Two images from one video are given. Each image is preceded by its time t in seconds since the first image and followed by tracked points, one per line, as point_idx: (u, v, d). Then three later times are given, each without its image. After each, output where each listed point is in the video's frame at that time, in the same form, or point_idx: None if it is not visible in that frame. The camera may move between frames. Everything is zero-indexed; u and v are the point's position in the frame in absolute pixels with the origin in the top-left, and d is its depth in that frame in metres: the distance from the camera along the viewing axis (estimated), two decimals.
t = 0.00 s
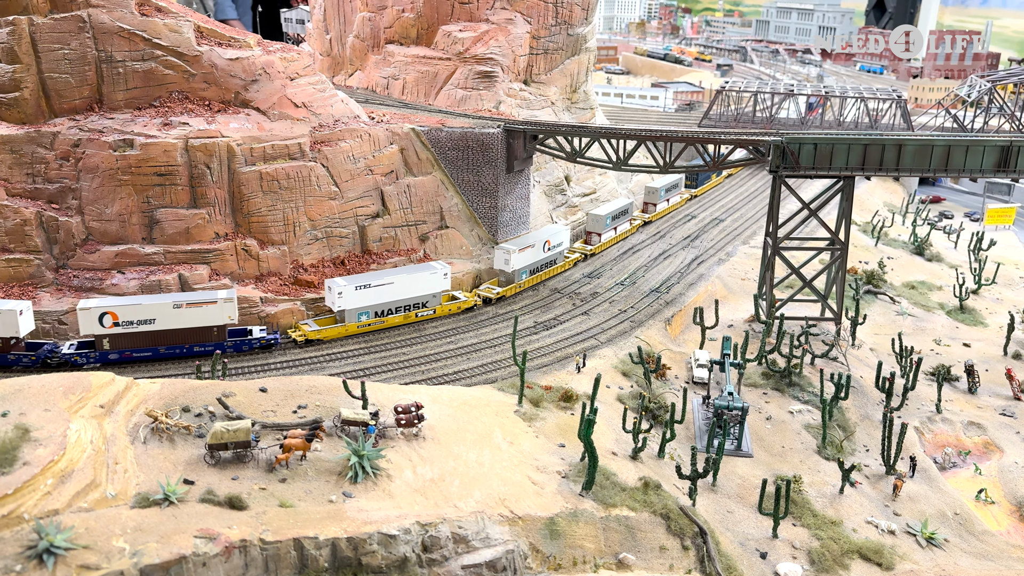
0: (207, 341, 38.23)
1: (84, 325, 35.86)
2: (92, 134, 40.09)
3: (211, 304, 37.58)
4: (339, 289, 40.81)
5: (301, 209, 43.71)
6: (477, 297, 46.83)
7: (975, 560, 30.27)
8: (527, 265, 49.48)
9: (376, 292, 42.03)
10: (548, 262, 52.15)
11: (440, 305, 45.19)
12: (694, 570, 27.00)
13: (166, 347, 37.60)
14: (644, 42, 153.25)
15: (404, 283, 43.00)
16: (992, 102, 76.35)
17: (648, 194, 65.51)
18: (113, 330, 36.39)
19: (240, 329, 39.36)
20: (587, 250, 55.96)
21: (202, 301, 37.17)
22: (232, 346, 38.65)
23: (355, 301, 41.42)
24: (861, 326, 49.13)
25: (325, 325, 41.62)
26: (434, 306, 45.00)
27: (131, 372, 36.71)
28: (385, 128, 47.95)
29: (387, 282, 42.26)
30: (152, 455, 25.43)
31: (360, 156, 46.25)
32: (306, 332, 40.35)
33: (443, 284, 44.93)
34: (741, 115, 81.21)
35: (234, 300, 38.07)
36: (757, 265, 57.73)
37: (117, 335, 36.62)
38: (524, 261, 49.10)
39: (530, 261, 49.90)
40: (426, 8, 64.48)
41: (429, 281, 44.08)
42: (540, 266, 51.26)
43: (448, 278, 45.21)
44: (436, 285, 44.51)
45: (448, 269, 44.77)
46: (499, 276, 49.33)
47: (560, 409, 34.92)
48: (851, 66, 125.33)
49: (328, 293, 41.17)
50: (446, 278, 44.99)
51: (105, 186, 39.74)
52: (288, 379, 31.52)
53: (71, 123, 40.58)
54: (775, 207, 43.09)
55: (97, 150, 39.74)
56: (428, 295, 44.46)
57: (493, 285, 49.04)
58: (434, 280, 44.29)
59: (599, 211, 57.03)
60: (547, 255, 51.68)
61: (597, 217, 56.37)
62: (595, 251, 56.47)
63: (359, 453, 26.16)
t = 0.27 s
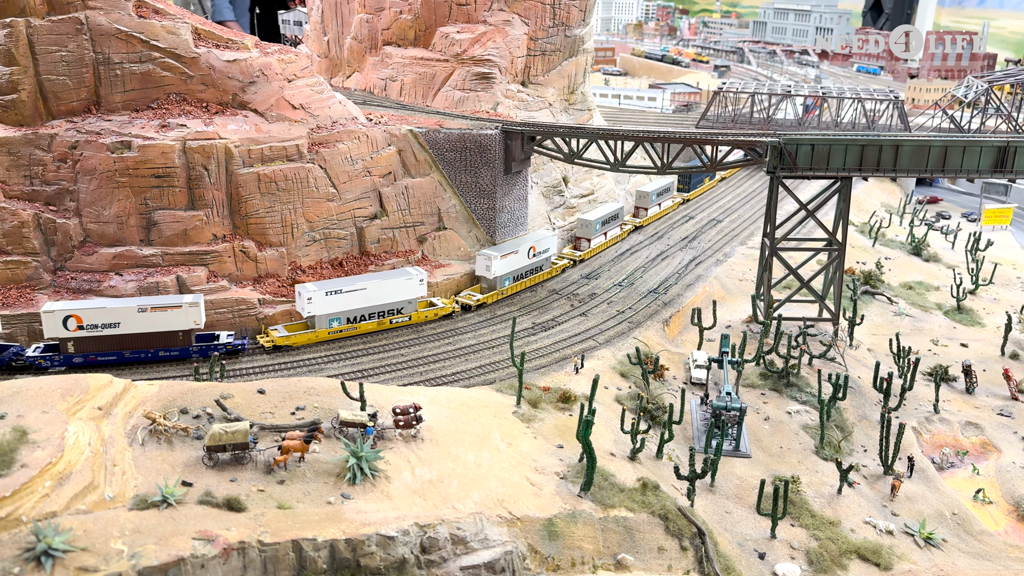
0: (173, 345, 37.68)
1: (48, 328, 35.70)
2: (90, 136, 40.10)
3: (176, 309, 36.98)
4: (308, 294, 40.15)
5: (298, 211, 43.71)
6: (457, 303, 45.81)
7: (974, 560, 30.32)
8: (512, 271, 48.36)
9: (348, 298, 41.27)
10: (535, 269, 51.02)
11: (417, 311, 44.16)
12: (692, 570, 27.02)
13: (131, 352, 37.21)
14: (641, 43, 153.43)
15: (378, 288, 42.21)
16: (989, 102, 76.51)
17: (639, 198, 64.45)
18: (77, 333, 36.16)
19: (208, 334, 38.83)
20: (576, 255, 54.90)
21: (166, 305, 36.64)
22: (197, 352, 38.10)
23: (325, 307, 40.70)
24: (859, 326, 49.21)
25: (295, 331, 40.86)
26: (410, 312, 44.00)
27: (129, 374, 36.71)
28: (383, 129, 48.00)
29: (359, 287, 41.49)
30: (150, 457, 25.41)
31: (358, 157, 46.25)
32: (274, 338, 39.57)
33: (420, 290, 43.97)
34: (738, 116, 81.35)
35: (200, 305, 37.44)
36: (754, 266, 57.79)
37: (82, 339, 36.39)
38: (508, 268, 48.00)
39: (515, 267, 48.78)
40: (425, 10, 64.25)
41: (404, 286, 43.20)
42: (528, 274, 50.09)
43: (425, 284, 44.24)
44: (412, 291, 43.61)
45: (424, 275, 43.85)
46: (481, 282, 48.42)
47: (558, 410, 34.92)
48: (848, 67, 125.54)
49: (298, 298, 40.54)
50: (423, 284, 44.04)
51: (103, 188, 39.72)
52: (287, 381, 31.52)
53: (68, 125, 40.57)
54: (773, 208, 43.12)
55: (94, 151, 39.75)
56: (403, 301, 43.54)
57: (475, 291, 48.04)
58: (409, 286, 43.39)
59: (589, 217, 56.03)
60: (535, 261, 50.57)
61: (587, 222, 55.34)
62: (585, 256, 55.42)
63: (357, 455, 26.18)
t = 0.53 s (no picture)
0: (139, 349, 36.99)
1: (13, 330, 35.24)
2: (87, 137, 40.06)
3: (142, 313, 36.27)
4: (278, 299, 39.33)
5: (296, 212, 43.70)
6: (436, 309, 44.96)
7: (972, 560, 30.37)
8: (493, 277, 47.33)
9: (320, 303, 40.40)
10: (519, 274, 50.04)
11: (392, 317, 43.32)
12: (690, 571, 27.06)
13: (97, 356, 36.74)
14: (638, 44, 153.51)
15: (351, 293, 41.36)
16: (986, 103, 76.62)
17: (631, 202, 63.56)
18: (43, 336, 35.68)
19: (175, 338, 38.13)
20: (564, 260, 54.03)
21: (132, 309, 35.98)
22: (163, 357, 37.43)
23: (295, 312, 39.82)
24: (857, 326, 49.26)
25: (265, 336, 40.14)
26: (385, 318, 43.17)
27: (127, 375, 36.68)
28: (381, 130, 48.00)
29: (332, 292, 40.61)
30: (147, 458, 25.38)
31: (355, 158, 46.23)
32: (242, 343, 38.93)
33: (395, 295, 43.13)
34: (736, 116, 81.45)
35: (166, 308, 36.69)
36: (752, 266, 57.86)
37: (47, 341, 35.90)
38: (489, 274, 47.00)
39: (496, 273, 47.78)
40: (423, 11, 64.13)
41: (378, 291, 42.36)
42: (509, 279, 49.11)
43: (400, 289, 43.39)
44: (386, 296, 42.76)
45: (400, 280, 43.03)
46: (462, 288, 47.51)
47: (556, 411, 34.93)
48: (846, 67, 125.56)
49: (268, 303, 39.68)
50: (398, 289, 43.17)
51: (100, 189, 39.71)
52: (284, 382, 31.49)
53: (66, 126, 40.53)
54: (770, 208, 43.13)
55: (91, 153, 39.72)
56: (378, 306, 42.71)
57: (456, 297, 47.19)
58: (384, 291, 42.54)
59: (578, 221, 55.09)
60: (518, 267, 49.58)
61: (576, 227, 54.38)
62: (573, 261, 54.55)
63: (355, 456, 26.18)
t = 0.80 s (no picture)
0: (105, 353, 36.62)
1: None
2: (84, 138, 39.96)
3: (107, 316, 35.88)
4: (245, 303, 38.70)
5: (293, 212, 43.66)
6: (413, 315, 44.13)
7: (969, 559, 30.39)
8: (472, 282, 46.53)
9: (289, 308, 39.68)
10: (502, 280, 49.12)
11: (366, 323, 42.52)
12: (688, 571, 27.05)
13: (62, 358, 36.46)
14: (636, 44, 153.57)
15: (323, 298, 40.58)
16: (983, 102, 76.70)
17: (622, 205, 62.63)
18: (8, 338, 35.45)
19: (143, 341, 37.70)
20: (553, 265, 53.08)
21: (97, 312, 35.58)
22: (129, 361, 36.98)
23: (264, 316, 39.16)
24: (854, 326, 49.31)
25: (234, 341, 39.62)
26: (359, 323, 42.38)
27: (124, 377, 36.61)
28: (378, 130, 47.95)
29: (302, 297, 39.87)
30: (144, 459, 25.34)
31: (353, 159, 46.20)
32: (210, 347, 38.32)
33: (369, 300, 42.27)
34: (733, 116, 81.46)
35: (132, 312, 36.22)
36: (750, 266, 57.88)
37: (12, 343, 35.67)
38: (467, 279, 46.21)
39: (476, 278, 46.96)
40: (420, 11, 64.08)
41: (351, 296, 41.53)
42: (492, 285, 48.21)
43: (375, 294, 42.52)
44: (360, 301, 41.93)
45: (374, 285, 42.11)
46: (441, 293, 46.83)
47: (554, 411, 34.91)
48: (843, 67, 125.43)
49: (237, 307, 39.13)
50: (372, 293, 42.32)
51: (97, 190, 39.64)
52: (282, 383, 31.44)
53: (62, 127, 40.44)
54: (768, 208, 43.15)
55: (88, 154, 39.63)
56: (351, 311, 41.91)
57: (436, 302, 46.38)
58: (357, 295, 41.72)
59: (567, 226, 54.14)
60: (501, 273, 48.63)
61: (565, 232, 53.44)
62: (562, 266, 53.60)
63: (353, 457, 26.15)
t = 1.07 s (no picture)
0: (71, 355, 36.48)
1: None
2: (80, 139, 39.89)
3: (72, 319, 35.63)
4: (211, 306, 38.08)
5: (290, 213, 43.62)
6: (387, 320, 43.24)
7: (967, 558, 30.46)
8: (452, 287, 45.47)
9: (257, 312, 39.01)
10: (486, 285, 48.09)
11: (339, 327, 41.68)
12: (686, 571, 27.08)
13: (28, 360, 36.39)
14: (633, 44, 153.57)
15: (293, 302, 39.86)
16: (980, 102, 76.82)
17: (612, 209, 61.43)
18: None
19: (111, 344, 37.45)
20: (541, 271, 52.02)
21: (61, 315, 35.33)
22: (95, 364, 36.71)
23: (232, 321, 38.54)
24: (851, 326, 49.36)
25: (201, 344, 38.79)
26: (332, 328, 41.56)
27: (121, 378, 36.57)
28: (375, 131, 47.94)
29: (271, 301, 39.19)
30: (141, 461, 25.30)
31: (350, 159, 46.19)
32: (176, 351, 37.75)
33: (341, 305, 41.49)
34: (730, 116, 81.55)
35: (98, 315, 35.90)
36: (747, 266, 57.95)
37: None
38: (447, 284, 45.17)
39: (457, 283, 45.89)
40: (417, 12, 64.07)
41: (323, 301, 40.74)
42: (473, 290, 47.19)
43: (348, 299, 41.70)
44: (332, 306, 41.12)
45: (347, 289, 41.42)
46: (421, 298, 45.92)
47: (552, 411, 34.91)
48: (840, 66, 125.40)
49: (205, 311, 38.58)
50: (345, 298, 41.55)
51: (94, 191, 39.57)
52: (279, 384, 31.40)
53: (59, 128, 40.37)
54: (765, 208, 43.18)
55: (85, 154, 39.57)
56: (323, 316, 41.12)
57: (415, 308, 45.47)
58: (329, 300, 40.93)
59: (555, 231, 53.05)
60: (483, 278, 47.59)
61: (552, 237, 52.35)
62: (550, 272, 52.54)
63: (351, 457, 26.12)
